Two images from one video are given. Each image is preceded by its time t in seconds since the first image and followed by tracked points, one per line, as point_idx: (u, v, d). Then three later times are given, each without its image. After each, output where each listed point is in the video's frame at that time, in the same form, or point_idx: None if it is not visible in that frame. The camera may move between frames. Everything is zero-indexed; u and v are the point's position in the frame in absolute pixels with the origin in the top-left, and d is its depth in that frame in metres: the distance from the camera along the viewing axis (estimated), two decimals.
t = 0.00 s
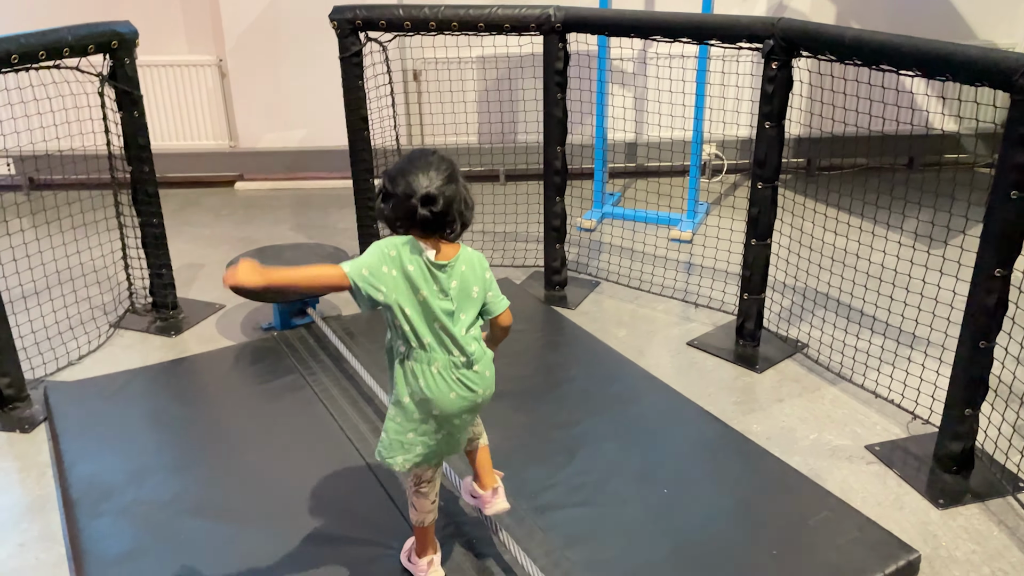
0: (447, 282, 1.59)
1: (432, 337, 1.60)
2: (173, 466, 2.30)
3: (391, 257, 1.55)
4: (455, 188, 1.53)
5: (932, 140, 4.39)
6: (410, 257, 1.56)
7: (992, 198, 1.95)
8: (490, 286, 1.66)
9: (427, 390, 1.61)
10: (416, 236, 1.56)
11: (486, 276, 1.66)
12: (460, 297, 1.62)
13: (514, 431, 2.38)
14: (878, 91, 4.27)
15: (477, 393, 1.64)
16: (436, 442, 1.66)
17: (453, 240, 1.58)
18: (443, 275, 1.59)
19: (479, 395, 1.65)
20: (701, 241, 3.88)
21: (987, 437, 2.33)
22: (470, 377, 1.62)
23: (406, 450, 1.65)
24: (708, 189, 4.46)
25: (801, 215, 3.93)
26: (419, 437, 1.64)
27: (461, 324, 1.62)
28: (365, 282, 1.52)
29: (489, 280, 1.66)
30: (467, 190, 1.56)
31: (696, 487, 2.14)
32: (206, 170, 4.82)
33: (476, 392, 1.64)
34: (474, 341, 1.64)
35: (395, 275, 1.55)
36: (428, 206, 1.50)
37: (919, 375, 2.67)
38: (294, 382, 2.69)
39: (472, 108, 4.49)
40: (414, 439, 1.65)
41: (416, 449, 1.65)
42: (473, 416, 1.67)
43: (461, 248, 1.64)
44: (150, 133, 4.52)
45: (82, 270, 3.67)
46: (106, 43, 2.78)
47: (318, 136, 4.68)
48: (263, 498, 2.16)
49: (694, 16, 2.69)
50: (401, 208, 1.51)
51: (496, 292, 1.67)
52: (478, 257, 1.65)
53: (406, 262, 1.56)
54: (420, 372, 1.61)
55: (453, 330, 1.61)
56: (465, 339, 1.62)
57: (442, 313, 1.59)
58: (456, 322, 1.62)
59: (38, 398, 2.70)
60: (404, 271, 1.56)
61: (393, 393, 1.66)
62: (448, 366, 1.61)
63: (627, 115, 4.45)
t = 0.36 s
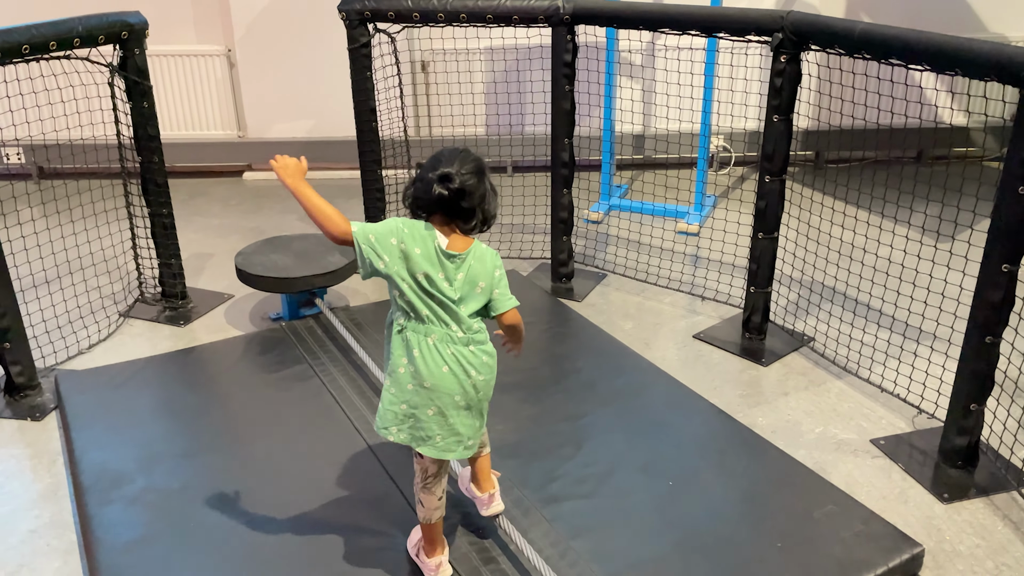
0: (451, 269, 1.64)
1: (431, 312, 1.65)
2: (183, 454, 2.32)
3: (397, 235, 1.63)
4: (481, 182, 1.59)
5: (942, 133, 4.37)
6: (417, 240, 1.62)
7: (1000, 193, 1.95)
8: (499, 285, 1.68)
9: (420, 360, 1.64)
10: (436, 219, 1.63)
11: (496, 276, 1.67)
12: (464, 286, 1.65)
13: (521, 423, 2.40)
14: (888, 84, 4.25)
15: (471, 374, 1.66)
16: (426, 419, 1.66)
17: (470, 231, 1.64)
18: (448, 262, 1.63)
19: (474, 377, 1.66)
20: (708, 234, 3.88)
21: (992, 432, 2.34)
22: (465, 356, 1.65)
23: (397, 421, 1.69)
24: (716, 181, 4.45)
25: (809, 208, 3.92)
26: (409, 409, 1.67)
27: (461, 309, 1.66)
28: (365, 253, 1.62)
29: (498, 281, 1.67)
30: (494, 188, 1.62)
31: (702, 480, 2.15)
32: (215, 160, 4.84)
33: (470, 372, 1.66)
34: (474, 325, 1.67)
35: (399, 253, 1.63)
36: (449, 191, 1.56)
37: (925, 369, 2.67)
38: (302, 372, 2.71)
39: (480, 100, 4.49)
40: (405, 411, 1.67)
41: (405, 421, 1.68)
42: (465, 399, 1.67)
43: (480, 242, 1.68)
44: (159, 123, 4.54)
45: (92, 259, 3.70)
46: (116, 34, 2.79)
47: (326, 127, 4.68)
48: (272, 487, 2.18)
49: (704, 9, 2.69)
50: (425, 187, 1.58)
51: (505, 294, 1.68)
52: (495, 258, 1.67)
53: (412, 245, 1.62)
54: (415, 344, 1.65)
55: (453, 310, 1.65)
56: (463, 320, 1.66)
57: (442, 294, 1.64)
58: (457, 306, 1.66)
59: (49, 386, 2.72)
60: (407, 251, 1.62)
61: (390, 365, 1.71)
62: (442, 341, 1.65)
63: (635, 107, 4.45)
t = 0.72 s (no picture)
0: (452, 257, 1.65)
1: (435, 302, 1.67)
2: (191, 446, 2.34)
3: (398, 227, 1.66)
4: (488, 164, 1.59)
5: (951, 129, 4.35)
6: (417, 231, 1.65)
7: (1010, 188, 1.94)
8: (503, 269, 1.66)
9: (425, 350, 1.67)
10: (442, 202, 1.62)
11: (501, 261, 1.66)
12: (466, 273, 1.66)
13: (527, 417, 2.40)
14: (897, 79, 4.23)
15: (475, 360, 1.68)
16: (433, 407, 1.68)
17: (476, 213, 1.63)
18: (449, 250, 1.64)
19: (478, 363, 1.68)
20: (715, 229, 3.88)
21: (999, 428, 2.33)
22: (468, 342, 1.67)
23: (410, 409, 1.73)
24: (724, 176, 4.44)
25: (817, 204, 3.91)
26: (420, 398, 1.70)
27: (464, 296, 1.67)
28: (369, 249, 1.65)
29: (502, 265, 1.66)
30: (503, 172, 1.61)
31: (708, 475, 2.15)
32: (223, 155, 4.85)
33: (475, 358, 1.68)
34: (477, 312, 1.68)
35: (400, 244, 1.66)
36: (455, 171, 1.56)
37: (933, 366, 2.66)
38: (309, 366, 2.72)
39: (487, 95, 4.50)
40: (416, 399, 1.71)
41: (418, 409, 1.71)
42: (471, 384, 1.69)
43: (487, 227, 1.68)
44: (168, 117, 4.56)
45: (101, 253, 3.72)
46: (125, 28, 2.80)
47: (334, 121, 4.69)
48: (279, 479, 2.19)
49: (712, 3, 2.68)
50: (431, 167, 1.58)
51: (512, 278, 1.66)
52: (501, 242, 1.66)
53: (412, 236, 1.65)
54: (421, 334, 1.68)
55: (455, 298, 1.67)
56: (466, 308, 1.67)
57: (443, 283, 1.65)
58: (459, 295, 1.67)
59: (58, 379, 2.74)
60: (408, 242, 1.65)
61: (402, 356, 1.75)
62: (446, 330, 1.67)
63: (642, 102, 4.44)
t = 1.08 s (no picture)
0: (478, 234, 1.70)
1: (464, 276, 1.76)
2: (200, 445, 2.35)
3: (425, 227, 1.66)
4: (477, 129, 1.61)
5: (961, 128, 4.33)
6: (441, 221, 1.66)
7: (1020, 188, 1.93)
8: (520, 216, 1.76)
9: (457, 324, 1.78)
10: (439, 174, 1.65)
11: (515, 208, 1.75)
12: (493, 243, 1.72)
13: (535, 416, 2.41)
14: (906, 79, 4.21)
15: (505, 327, 1.79)
16: (470, 373, 1.81)
17: (476, 178, 1.67)
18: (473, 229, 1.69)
19: (507, 329, 1.79)
20: (724, 229, 3.87)
21: (1009, 429, 2.32)
22: (496, 312, 1.77)
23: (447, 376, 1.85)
24: (732, 177, 4.43)
25: (825, 204, 3.90)
26: (455, 367, 1.82)
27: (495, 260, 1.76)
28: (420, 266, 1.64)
29: (519, 210, 1.75)
30: (490, 130, 1.65)
31: (715, 475, 2.15)
32: (232, 155, 4.87)
33: (505, 326, 1.79)
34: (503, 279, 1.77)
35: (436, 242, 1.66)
36: (449, 144, 1.58)
37: (942, 366, 2.65)
38: (318, 365, 2.73)
39: (495, 95, 4.50)
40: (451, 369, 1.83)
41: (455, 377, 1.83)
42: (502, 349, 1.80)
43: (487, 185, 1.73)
44: (178, 118, 4.58)
45: (111, 252, 3.74)
46: (136, 29, 2.81)
47: (343, 122, 4.71)
48: (288, 478, 2.20)
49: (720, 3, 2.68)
50: (423, 143, 1.59)
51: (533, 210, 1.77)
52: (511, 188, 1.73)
53: (438, 227, 1.66)
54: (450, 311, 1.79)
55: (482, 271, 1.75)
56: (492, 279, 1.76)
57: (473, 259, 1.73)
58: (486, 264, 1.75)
59: (68, 378, 2.76)
60: (437, 235, 1.67)
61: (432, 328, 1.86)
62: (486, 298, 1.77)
63: (651, 102, 4.44)
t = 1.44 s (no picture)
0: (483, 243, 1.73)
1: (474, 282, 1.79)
2: (212, 446, 2.37)
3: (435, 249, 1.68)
4: (458, 146, 1.65)
5: (971, 131, 4.32)
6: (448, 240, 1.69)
7: None
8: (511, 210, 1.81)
9: (472, 326, 1.82)
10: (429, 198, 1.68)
11: (505, 203, 1.79)
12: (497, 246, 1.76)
13: (545, 419, 2.42)
14: (916, 82, 4.21)
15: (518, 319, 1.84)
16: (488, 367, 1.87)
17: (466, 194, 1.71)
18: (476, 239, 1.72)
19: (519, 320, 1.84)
20: (733, 232, 3.87)
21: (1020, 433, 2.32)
22: (508, 309, 1.82)
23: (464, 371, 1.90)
24: (742, 179, 4.44)
25: (836, 207, 3.90)
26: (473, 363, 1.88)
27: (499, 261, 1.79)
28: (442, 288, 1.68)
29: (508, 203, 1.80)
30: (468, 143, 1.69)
31: (725, 478, 2.15)
32: (244, 158, 4.90)
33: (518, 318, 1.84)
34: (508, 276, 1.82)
35: (450, 262, 1.69)
36: (440, 169, 1.62)
37: (953, 369, 2.65)
38: (329, 367, 2.75)
39: (505, 98, 4.52)
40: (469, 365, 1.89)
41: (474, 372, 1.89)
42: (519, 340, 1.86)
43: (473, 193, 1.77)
44: (190, 121, 4.62)
45: (124, 255, 3.77)
46: (149, 33, 2.84)
47: (353, 125, 4.73)
48: (300, 479, 2.22)
49: (730, 7, 2.68)
50: (415, 175, 1.62)
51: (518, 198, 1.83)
52: (495, 184, 1.78)
53: (446, 245, 1.69)
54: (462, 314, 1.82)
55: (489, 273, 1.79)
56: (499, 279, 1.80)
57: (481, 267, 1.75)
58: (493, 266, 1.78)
59: (82, 379, 2.79)
60: (448, 254, 1.69)
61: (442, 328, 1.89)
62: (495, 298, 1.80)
63: (660, 105, 4.45)
